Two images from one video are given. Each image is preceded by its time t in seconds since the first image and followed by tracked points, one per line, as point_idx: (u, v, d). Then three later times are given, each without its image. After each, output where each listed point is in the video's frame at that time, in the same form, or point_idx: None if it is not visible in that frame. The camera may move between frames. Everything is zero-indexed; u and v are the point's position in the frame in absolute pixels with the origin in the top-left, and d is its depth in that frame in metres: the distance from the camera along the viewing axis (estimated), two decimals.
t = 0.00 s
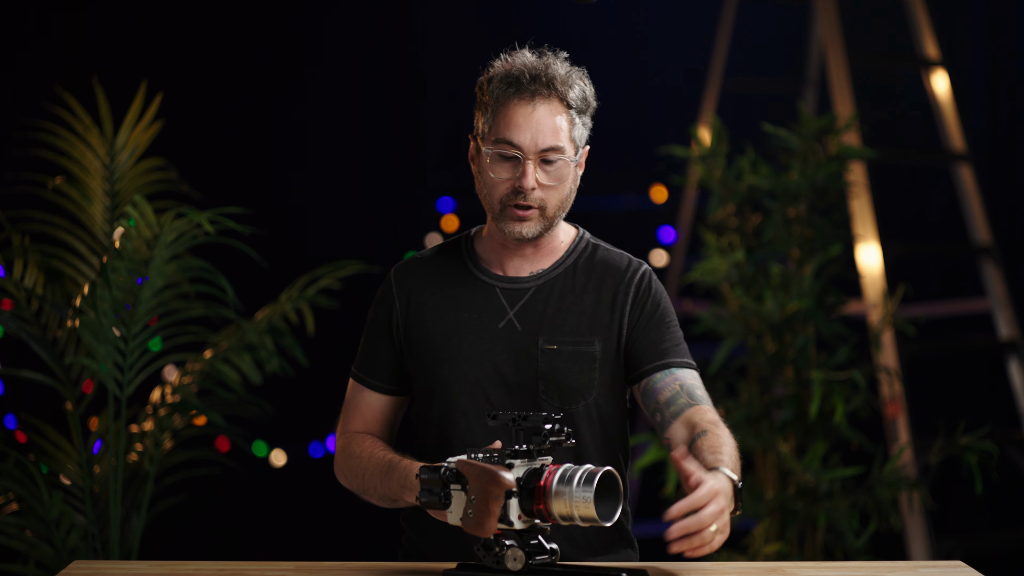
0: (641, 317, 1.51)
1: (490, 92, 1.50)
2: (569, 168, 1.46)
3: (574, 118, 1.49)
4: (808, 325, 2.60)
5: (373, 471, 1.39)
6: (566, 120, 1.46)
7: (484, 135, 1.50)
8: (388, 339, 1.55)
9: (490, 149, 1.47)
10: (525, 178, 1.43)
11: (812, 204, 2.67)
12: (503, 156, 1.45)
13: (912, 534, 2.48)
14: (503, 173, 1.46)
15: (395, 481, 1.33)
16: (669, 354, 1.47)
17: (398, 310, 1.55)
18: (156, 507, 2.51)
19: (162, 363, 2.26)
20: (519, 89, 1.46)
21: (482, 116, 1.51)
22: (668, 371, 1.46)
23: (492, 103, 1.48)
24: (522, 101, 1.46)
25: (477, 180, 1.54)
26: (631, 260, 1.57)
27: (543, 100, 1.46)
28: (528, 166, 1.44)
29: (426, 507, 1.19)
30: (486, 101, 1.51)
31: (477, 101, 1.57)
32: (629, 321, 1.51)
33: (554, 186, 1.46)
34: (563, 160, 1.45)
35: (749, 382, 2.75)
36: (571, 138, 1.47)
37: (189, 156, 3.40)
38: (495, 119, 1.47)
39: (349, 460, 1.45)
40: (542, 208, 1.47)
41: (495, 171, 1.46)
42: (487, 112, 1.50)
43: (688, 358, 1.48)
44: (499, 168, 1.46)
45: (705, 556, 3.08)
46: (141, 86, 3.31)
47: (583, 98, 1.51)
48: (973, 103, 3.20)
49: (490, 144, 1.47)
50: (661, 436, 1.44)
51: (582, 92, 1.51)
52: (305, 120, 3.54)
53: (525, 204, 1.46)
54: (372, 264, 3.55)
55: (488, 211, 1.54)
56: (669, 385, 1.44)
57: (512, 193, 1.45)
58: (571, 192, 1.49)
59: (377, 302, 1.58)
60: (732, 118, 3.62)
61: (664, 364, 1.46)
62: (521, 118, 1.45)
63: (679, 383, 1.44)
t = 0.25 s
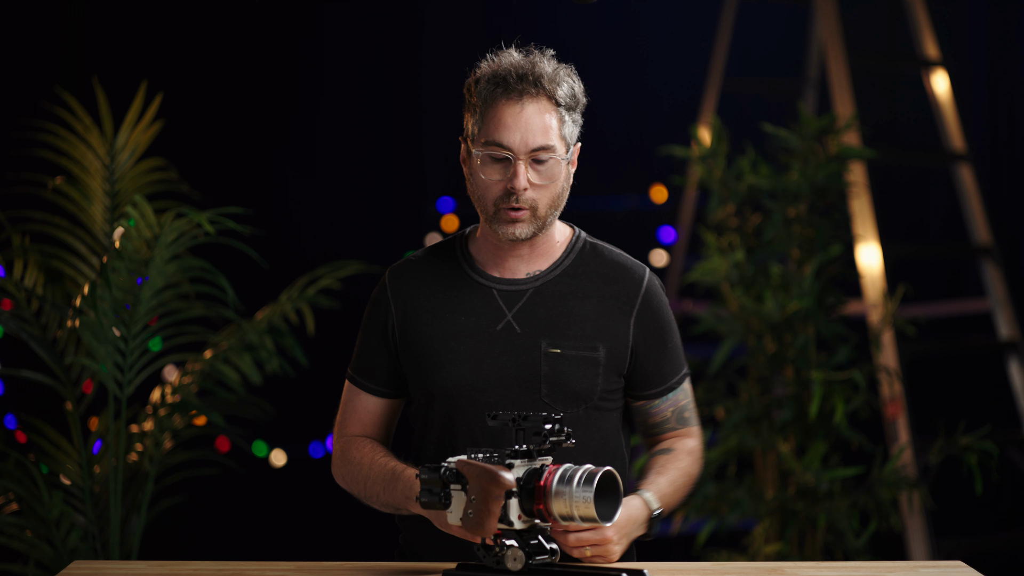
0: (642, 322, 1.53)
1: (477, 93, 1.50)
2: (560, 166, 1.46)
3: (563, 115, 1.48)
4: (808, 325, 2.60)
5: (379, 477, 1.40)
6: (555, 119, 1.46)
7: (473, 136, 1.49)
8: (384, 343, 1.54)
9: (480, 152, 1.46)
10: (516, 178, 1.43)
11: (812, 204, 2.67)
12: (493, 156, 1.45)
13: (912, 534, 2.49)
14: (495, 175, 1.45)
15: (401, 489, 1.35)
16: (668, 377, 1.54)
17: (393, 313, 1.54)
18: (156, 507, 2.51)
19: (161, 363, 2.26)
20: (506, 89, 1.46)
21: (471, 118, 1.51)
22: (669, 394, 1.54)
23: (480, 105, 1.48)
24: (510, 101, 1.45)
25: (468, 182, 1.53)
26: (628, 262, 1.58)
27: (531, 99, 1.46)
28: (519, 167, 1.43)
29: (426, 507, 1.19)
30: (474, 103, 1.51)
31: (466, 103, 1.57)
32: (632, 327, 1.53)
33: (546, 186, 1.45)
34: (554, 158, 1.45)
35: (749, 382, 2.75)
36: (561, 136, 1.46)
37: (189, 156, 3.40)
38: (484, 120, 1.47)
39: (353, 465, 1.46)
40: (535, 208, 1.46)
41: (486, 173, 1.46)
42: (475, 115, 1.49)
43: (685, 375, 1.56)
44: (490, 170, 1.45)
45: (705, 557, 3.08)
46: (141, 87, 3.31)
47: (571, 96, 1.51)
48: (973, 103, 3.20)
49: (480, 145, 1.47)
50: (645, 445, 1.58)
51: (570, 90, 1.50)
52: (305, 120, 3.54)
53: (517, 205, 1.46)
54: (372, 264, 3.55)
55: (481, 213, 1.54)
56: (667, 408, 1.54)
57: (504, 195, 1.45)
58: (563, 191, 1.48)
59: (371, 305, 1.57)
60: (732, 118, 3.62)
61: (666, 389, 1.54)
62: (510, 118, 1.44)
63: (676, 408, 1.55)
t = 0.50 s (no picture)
0: (650, 326, 1.58)
1: (499, 94, 1.49)
2: (580, 174, 1.47)
3: (584, 122, 1.50)
4: (808, 325, 2.60)
5: (387, 474, 1.35)
6: (577, 126, 1.47)
7: (493, 137, 1.49)
8: (392, 338, 1.50)
9: (503, 154, 1.46)
10: (539, 184, 1.44)
11: (812, 204, 2.67)
12: (515, 160, 1.45)
13: (912, 534, 2.49)
14: (517, 179, 1.45)
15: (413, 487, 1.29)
16: (667, 383, 1.59)
17: (404, 308, 1.51)
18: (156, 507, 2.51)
19: (161, 363, 2.26)
20: (532, 93, 1.46)
21: (490, 117, 1.50)
22: (667, 399, 1.58)
23: (503, 106, 1.47)
24: (534, 105, 1.46)
25: (483, 182, 1.53)
26: (631, 265, 1.62)
27: (556, 104, 1.46)
28: (541, 172, 1.44)
29: (427, 508, 1.19)
30: (494, 103, 1.50)
31: (482, 101, 1.55)
32: (641, 330, 1.57)
33: (566, 192, 1.47)
34: (575, 166, 1.46)
35: (749, 381, 2.74)
36: (582, 143, 1.48)
37: (189, 156, 3.40)
38: (506, 122, 1.46)
39: (356, 464, 1.39)
40: (552, 213, 1.47)
41: (508, 176, 1.46)
42: (496, 114, 1.48)
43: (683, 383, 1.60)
44: (512, 173, 1.45)
45: (705, 557, 3.08)
46: (141, 87, 3.31)
47: (591, 103, 1.52)
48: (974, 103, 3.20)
49: (501, 147, 1.47)
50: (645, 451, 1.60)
51: (591, 97, 1.52)
52: (305, 120, 3.54)
53: (536, 210, 1.47)
54: (372, 264, 3.55)
55: (493, 213, 1.53)
56: (667, 413, 1.57)
57: (525, 199, 1.45)
58: (579, 197, 1.50)
59: (376, 300, 1.52)
60: (732, 118, 3.62)
61: (665, 394, 1.58)
62: (534, 123, 1.45)
63: (676, 413, 1.57)
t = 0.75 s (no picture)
0: (649, 319, 1.59)
1: (509, 92, 1.49)
2: (585, 175, 1.47)
3: (591, 124, 1.50)
4: (808, 325, 2.60)
5: (394, 464, 1.31)
6: (585, 127, 1.47)
7: (501, 135, 1.49)
8: (395, 335, 1.49)
9: (511, 153, 1.46)
10: (545, 183, 1.43)
11: (812, 204, 2.67)
12: (523, 159, 1.45)
13: (912, 534, 2.49)
14: (524, 178, 1.45)
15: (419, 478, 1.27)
16: (672, 360, 1.58)
17: (406, 305, 1.51)
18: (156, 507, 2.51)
19: (161, 363, 2.26)
20: (542, 92, 1.46)
21: (499, 116, 1.50)
22: (674, 376, 1.56)
23: (513, 104, 1.47)
24: (544, 104, 1.46)
25: (488, 181, 1.53)
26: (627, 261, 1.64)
27: (566, 104, 1.46)
28: (548, 172, 1.44)
29: (427, 508, 1.19)
30: (504, 100, 1.50)
31: (490, 100, 1.55)
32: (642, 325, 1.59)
33: (571, 192, 1.46)
34: (581, 167, 1.46)
35: (748, 381, 2.70)
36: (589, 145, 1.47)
37: (189, 156, 3.40)
38: (515, 121, 1.46)
39: (360, 459, 1.36)
40: (556, 213, 1.47)
41: (515, 175, 1.45)
42: (505, 113, 1.48)
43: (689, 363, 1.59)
44: (520, 172, 1.45)
45: (705, 556, 3.08)
46: (141, 87, 3.31)
47: (599, 106, 1.52)
48: (974, 103, 3.20)
49: (510, 146, 1.46)
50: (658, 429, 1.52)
51: (599, 100, 1.52)
52: (305, 120, 3.54)
53: (542, 210, 1.46)
54: (372, 264, 3.55)
55: (497, 211, 1.53)
56: (680, 386, 1.54)
57: (531, 199, 1.45)
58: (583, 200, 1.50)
59: (377, 297, 1.51)
60: (732, 118, 3.62)
61: (671, 368, 1.57)
62: (543, 122, 1.45)
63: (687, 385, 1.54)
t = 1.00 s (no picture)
0: (647, 316, 1.58)
1: (500, 93, 1.49)
2: (579, 174, 1.47)
3: (582, 122, 1.50)
4: (808, 325, 2.60)
5: (390, 466, 1.32)
6: (577, 125, 1.47)
7: (493, 137, 1.49)
8: (391, 335, 1.50)
9: (503, 154, 1.46)
10: (538, 183, 1.43)
11: (812, 204, 2.67)
12: (515, 160, 1.45)
13: (911, 534, 2.49)
14: (517, 178, 1.45)
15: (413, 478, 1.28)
16: (673, 355, 1.56)
17: (401, 305, 1.51)
18: (156, 506, 2.51)
19: (161, 363, 2.26)
20: (532, 91, 1.46)
21: (490, 117, 1.50)
22: (675, 371, 1.54)
23: (503, 105, 1.48)
24: (534, 104, 1.46)
25: (482, 183, 1.53)
26: (625, 260, 1.64)
27: (557, 104, 1.46)
28: (541, 172, 1.44)
29: (426, 508, 1.19)
30: (495, 102, 1.50)
31: (482, 102, 1.56)
32: (641, 323, 1.58)
33: (565, 192, 1.46)
34: (574, 166, 1.46)
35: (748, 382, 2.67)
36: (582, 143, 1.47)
37: (189, 156, 3.40)
38: (506, 122, 1.47)
39: (356, 459, 1.36)
40: (551, 213, 1.47)
41: (508, 176, 1.45)
42: (496, 114, 1.49)
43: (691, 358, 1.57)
44: (512, 172, 1.45)
45: (705, 556, 3.08)
46: (141, 87, 3.31)
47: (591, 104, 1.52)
48: (974, 103, 3.20)
49: (501, 147, 1.47)
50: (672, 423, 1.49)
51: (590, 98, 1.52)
52: (305, 120, 3.54)
53: (536, 209, 1.46)
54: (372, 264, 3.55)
55: (491, 212, 1.53)
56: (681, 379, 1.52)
57: (525, 199, 1.45)
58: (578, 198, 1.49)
59: (373, 298, 1.52)
60: (732, 118, 3.62)
61: (672, 364, 1.55)
62: (534, 122, 1.45)
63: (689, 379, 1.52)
